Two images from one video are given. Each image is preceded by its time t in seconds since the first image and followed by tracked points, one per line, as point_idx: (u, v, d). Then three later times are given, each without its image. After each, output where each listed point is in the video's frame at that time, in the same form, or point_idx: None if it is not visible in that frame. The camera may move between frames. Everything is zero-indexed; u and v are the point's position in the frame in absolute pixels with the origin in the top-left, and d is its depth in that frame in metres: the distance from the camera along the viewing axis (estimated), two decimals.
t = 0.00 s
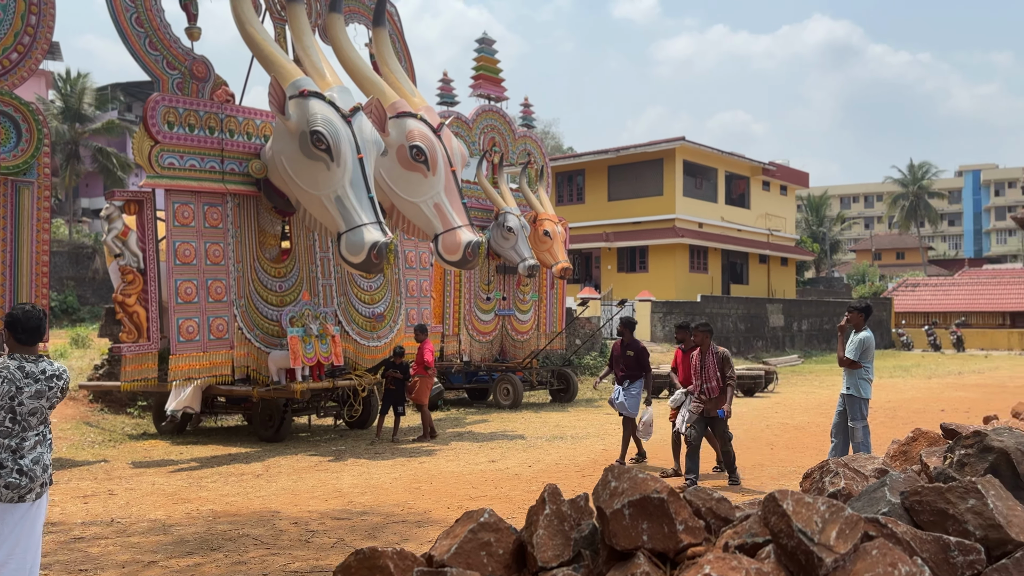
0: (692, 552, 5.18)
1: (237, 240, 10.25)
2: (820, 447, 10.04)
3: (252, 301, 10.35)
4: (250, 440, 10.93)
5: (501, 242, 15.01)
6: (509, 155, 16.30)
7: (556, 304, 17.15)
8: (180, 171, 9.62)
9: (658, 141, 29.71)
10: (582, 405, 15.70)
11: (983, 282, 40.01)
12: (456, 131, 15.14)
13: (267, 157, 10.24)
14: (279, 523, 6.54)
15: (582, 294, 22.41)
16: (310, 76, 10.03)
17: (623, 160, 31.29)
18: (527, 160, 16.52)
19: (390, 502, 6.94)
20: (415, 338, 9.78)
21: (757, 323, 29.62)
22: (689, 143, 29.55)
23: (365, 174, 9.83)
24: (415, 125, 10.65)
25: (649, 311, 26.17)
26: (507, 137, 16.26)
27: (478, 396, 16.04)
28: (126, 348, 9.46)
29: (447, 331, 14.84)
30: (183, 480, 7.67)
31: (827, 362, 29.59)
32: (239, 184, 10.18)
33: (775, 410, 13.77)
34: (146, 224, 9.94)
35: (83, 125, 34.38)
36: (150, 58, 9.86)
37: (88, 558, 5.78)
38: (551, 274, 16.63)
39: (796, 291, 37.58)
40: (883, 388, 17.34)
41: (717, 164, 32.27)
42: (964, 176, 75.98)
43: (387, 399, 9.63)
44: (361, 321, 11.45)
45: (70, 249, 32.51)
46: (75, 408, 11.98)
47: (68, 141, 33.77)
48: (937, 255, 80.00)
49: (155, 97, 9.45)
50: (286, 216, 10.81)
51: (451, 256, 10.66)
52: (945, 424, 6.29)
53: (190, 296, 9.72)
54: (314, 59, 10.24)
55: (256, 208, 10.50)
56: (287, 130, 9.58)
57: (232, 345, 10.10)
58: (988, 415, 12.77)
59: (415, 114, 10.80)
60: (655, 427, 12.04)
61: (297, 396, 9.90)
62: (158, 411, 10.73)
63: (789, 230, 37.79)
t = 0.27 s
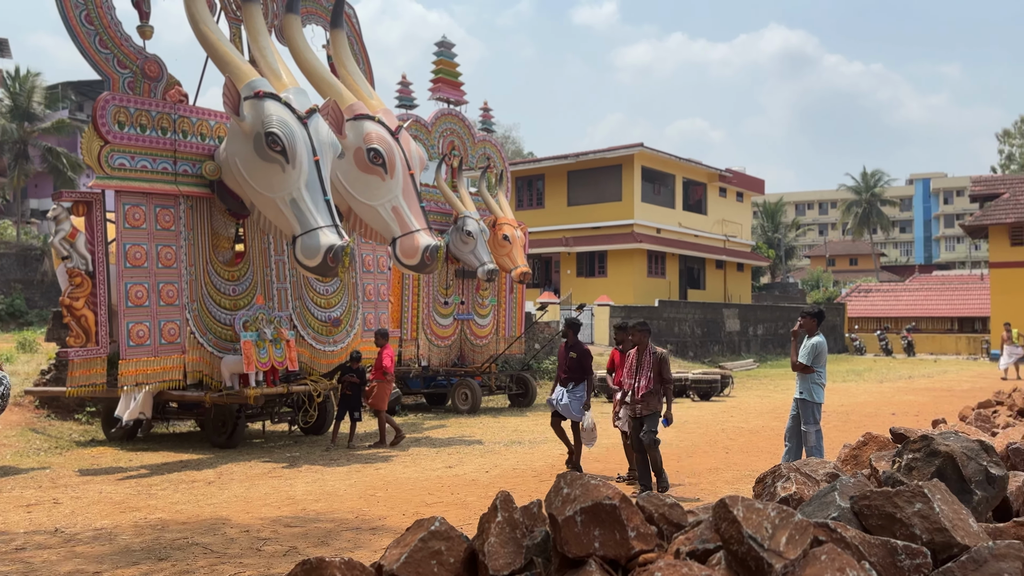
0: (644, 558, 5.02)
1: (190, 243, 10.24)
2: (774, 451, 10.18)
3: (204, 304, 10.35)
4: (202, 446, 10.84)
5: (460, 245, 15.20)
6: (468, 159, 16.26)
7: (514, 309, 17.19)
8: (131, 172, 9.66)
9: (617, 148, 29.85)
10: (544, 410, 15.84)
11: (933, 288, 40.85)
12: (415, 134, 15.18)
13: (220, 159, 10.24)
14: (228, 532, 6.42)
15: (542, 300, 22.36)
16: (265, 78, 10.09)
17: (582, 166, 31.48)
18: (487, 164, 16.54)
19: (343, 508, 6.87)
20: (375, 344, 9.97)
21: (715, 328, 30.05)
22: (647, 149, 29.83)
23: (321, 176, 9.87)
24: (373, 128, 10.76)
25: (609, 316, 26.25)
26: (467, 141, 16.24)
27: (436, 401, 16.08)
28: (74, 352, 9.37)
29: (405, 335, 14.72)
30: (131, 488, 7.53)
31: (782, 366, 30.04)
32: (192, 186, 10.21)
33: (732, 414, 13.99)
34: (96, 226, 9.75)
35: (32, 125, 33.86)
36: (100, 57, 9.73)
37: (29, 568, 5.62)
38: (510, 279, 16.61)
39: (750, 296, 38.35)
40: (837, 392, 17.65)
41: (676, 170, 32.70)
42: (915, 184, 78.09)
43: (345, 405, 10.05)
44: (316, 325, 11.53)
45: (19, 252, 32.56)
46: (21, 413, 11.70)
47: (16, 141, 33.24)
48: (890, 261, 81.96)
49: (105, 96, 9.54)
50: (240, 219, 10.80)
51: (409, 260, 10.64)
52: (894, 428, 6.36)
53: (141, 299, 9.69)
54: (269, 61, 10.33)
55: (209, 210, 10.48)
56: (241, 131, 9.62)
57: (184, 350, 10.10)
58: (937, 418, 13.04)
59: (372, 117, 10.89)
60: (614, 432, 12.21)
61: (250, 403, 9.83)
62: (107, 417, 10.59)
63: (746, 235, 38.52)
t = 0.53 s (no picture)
0: (597, 566, 4.82)
1: (140, 245, 10.21)
2: (729, 457, 10.34)
3: (155, 307, 10.30)
4: (152, 453, 10.77)
5: (419, 250, 15.35)
6: (427, 162, 16.62)
7: (473, 313, 17.35)
8: (79, 172, 9.61)
9: (577, 153, 30.14)
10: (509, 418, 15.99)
11: (884, 294, 41.62)
12: (373, 137, 15.44)
13: (172, 160, 10.31)
14: (176, 540, 6.26)
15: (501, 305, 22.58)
16: (219, 78, 10.17)
17: (542, 171, 31.64)
18: (445, 167, 16.91)
19: (298, 515, 6.79)
20: (338, 349, 9.90)
21: (672, 333, 30.47)
22: (606, 155, 30.14)
23: (275, 179, 10.08)
24: (330, 130, 10.99)
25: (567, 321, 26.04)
26: (425, 144, 16.61)
27: (393, 407, 16.07)
28: (18, 357, 9.21)
29: (362, 340, 14.65)
30: (77, 497, 7.35)
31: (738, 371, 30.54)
32: (142, 187, 10.21)
33: (690, 419, 14.28)
34: (41, 227, 9.52)
35: None
36: (48, 54, 9.56)
37: None
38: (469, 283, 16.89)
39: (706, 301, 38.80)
40: (791, 396, 17.96)
41: (634, 175, 33.07)
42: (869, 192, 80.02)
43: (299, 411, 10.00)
44: (271, 330, 11.58)
45: None
46: None
47: None
48: (844, 267, 83.92)
49: (52, 95, 9.47)
50: (192, 221, 10.82)
51: (367, 264, 10.94)
52: (845, 433, 6.43)
53: (89, 303, 9.63)
54: (224, 61, 10.39)
55: (160, 212, 10.47)
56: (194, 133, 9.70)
57: (134, 354, 10.03)
58: (889, 422, 13.30)
59: (329, 118, 11.13)
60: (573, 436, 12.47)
61: (202, 408, 10.00)
62: (53, 424, 10.43)
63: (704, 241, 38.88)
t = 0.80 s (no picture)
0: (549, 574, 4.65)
1: (88, 248, 10.06)
2: (683, 459, 10.77)
3: (103, 311, 10.17)
4: (99, 459, 10.74)
5: (375, 253, 15.34)
6: (384, 165, 16.94)
7: (430, 317, 17.50)
8: (25, 172, 9.41)
9: (536, 157, 31.20)
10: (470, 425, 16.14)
11: (836, 299, 42.31)
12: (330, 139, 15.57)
13: (123, 160, 10.18)
14: (121, 550, 6.09)
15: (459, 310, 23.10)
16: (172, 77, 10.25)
17: (504, 176, 32.49)
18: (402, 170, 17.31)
19: (248, 523, 6.68)
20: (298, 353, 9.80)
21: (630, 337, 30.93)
22: (565, 160, 31.26)
23: (229, 180, 9.98)
24: (284, 131, 11.15)
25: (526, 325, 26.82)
26: (383, 147, 16.92)
27: (349, 412, 16.24)
28: None
29: (317, 344, 14.67)
30: (19, 506, 7.15)
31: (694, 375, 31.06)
32: (91, 188, 10.06)
33: (647, 424, 14.60)
34: None
35: None
36: None
37: None
38: (427, 287, 17.02)
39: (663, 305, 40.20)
40: (746, 400, 18.26)
41: (592, 182, 34.28)
42: (823, 199, 82.09)
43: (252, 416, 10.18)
44: (223, 334, 11.61)
45: None
46: None
47: None
48: (798, 273, 85.95)
49: None
50: (143, 223, 10.70)
51: (321, 267, 11.36)
52: (797, 437, 6.47)
53: (34, 306, 9.44)
54: (176, 60, 10.47)
55: (110, 213, 10.34)
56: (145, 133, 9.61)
57: (81, 359, 9.90)
58: (842, 425, 13.58)
59: (283, 120, 11.28)
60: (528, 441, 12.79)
61: (152, 414, 9.93)
62: None
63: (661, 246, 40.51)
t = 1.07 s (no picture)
0: None
1: (35, 249, 9.87)
2: (640, 461, 11.27)
3: (50, 314, 9.98)
4: (46, 467, 10.64)
5: (333, 257, 15.55)
6: (342, 167, 17.00)
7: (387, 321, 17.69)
8: None
9: (495, 162, 32.73)
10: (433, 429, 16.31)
11: (790, 303, 42.96)
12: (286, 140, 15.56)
13: (71, 161, 10.00)
14: (66, 559, 5.93)
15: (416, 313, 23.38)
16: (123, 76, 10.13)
17: (462, 178, 34.27)
18: (360, 173, 17.41)
19: (199, 530, 6.58)
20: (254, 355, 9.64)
21: (588, 342, 31.31)
22: (524, 164, 32.79)
23: (181, 181, 9.88)
24: (239, 133, 11.15)
25: (485, 328, 27.31)
26: (340, 149, 16.98)
27: (304, 416, 16.50)
28: None
29: (273, 348, 14.78)
30: None
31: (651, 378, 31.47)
32: (39, 189, 9.87)
33: (606, 427, 14.89)
34: None
35: None
36: None
37: None
38: (384, 291, 17.26)
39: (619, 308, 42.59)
40: (703, 403, 18.57)
41: (550, 186, 36.02)
42: (778, 204, 84.02)
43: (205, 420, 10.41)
44: (175, 337, 11.56)
45: None
46: None
47: None
48: (754, 277, 87.71)
49: None
50: (93, 225, 10.56)
51: (276, 271, 11.14)
52: (749, 440, 6.56)
53: None
54: (128, 59, 10.35)
55: (58, 214, 10.16)
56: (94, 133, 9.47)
57: (27, 364, 9.67)
58: (795, 428, 13.88)
59: (238, 121, 11.28)
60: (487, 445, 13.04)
61: (102, 419, 9.85)
62: None
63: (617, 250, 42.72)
